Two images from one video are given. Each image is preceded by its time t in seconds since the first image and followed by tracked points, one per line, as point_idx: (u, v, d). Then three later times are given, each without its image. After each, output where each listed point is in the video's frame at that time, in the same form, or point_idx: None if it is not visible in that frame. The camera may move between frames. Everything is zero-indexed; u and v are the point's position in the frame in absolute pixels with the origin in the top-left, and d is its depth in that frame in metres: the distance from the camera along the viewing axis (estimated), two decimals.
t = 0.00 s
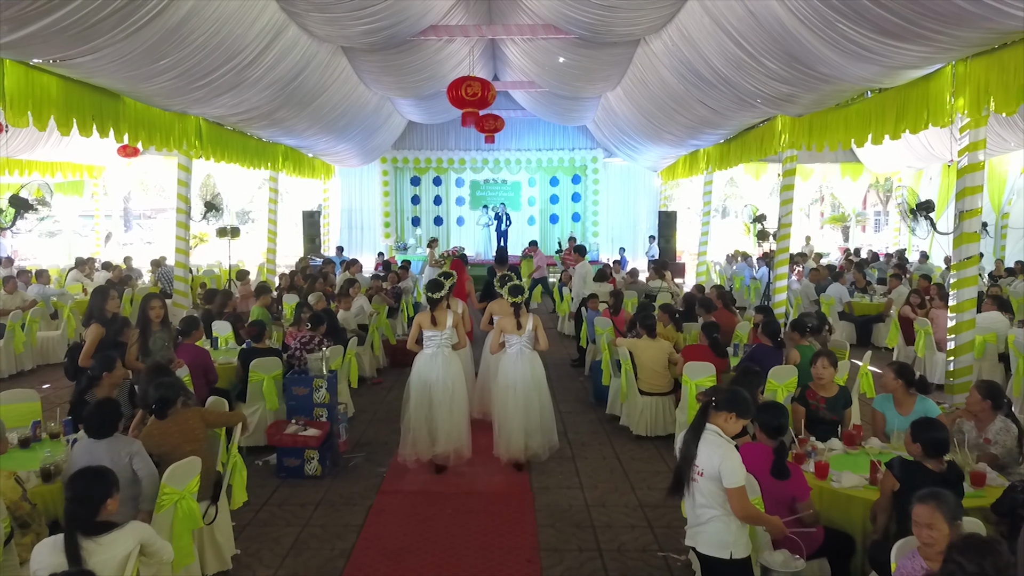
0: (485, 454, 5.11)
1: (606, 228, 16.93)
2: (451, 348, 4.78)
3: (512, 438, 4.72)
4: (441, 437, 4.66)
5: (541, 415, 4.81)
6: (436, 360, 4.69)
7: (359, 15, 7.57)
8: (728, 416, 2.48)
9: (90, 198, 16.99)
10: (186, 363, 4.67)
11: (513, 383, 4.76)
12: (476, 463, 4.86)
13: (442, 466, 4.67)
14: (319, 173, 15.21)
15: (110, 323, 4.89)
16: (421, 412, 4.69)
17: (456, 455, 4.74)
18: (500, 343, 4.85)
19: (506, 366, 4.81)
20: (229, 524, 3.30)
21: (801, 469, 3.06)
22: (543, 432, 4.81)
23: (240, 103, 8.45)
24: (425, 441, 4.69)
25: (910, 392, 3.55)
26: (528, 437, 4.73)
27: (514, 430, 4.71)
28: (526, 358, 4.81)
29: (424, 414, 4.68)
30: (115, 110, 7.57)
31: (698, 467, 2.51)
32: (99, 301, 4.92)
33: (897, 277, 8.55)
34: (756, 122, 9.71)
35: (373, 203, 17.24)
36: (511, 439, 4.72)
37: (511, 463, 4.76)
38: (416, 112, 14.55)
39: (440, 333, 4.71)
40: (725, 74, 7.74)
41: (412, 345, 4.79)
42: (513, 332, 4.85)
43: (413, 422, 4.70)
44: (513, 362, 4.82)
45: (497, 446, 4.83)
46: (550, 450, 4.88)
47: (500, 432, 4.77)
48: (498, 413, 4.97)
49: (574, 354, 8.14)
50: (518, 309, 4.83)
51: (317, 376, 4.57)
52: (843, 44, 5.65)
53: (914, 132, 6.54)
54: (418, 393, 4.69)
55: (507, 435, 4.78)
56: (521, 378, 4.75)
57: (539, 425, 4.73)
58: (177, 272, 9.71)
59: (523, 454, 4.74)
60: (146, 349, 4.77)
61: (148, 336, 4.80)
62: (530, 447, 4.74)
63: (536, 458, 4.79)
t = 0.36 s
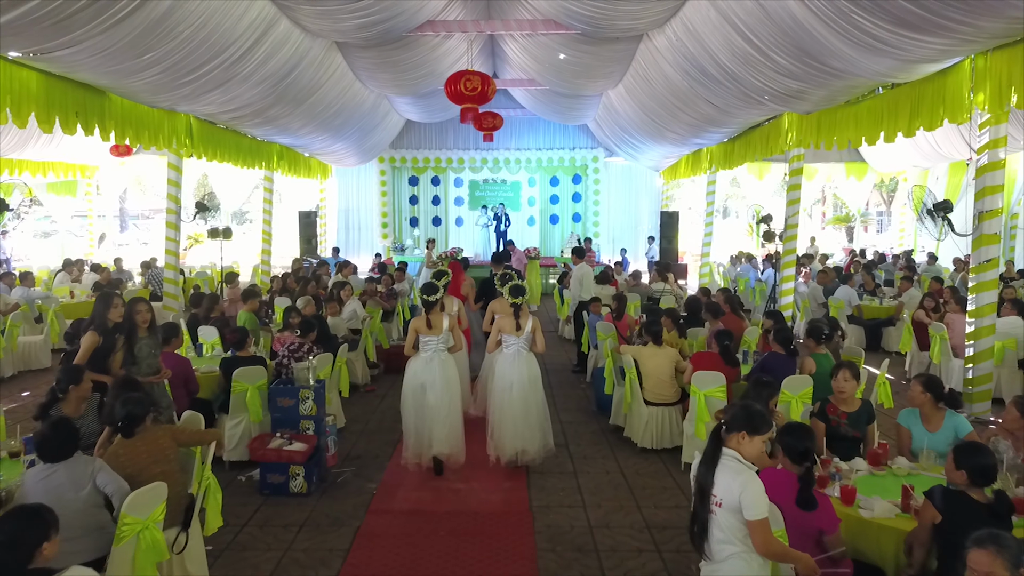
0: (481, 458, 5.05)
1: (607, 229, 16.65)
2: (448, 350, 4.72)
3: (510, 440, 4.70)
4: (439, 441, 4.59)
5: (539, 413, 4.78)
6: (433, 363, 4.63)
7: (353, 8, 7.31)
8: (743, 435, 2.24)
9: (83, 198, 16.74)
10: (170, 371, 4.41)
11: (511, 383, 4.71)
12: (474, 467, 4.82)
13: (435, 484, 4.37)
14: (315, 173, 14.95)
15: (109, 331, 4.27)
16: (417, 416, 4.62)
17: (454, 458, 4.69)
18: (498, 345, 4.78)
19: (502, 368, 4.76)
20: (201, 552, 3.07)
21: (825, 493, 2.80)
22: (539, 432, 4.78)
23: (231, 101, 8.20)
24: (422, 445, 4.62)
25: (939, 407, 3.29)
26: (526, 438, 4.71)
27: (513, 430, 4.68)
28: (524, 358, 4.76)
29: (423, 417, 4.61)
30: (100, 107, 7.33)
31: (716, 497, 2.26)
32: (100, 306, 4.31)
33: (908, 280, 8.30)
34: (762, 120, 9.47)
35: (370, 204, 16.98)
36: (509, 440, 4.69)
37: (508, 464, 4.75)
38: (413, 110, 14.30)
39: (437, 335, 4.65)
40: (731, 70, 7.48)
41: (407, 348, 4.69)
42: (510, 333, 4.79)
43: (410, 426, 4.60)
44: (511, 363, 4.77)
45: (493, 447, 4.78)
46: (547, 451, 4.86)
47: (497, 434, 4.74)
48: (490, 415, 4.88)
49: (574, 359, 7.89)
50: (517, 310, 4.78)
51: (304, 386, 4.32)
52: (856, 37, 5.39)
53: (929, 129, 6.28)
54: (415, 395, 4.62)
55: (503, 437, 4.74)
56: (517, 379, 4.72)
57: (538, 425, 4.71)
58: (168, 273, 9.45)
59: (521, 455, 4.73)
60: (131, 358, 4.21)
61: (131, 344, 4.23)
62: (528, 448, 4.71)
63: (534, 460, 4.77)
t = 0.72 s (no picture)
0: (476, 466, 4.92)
1: (609, 229, 16.35)
2: (440, 356, 4.62)
3: (505, 449, 4.51)
4: (429, 449, 4.47)
5: (536, 423, 4.57)
6: (424, 367, 4.52)
7: None
8: (758, 469, 1.95)
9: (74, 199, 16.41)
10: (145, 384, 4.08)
11: (507, 391, 4.51)
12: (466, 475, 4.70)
13: (426, 505, 4.05)
14: (311, 172, 14.64)
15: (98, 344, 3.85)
16: (408, 423, 4.49)
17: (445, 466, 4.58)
18: (492, 352, 4.62)
19: (497, 375, 4.57)
20: None
21: (858, 527, 2.50)
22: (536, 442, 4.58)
23: (220, 97, 7.90)
24: (412, 454, 4.47)
25: (978, 427, 3.01)
26: (522, 448, 4.49)
27: (509, 441, 4.47)
28: (520, 365, 4.56)
29: (413, 425, 4.48)
30: (81, 103, 7.02)
31: (739, 545, 1.95)
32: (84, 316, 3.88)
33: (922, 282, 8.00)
34: (769, 117, 9.16)
35: (367, 203, 16.67)
36: (504, 449, 4.51)
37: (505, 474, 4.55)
38: (411, 108, 14.00)
39: (427, 340, 4.58)
40: (739, 64, 7.18)
41: (398, 353, 4.61)
42: (506, 339, 4.62)
43: (401, 433, 4.47)
44: (507, 370, 4.57)
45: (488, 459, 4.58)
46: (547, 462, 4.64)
47: (491, 443, 4.56)
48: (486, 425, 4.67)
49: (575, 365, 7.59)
50: (512, 315, 4.60)
51: (286, 400, 4.01)
52: (875, 27, 5.09)
53: (948, 125, 5.97)
54: (406, 401, 4.49)
55: (499, 447, 4.54)
56: (512, 387, 4.52)
57: (534, 435, 4.51)
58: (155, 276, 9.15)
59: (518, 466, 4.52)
60: (107, 370, 3.75)
61: (106, 356, 3.79)
62: (525, 459, 4.49)
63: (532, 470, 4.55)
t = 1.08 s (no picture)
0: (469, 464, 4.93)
1: (610, 229, 16.04)
2: (434, 354, 4.58)
3: (498, 448, 4.53)
4: (424, 449, 4.46)
5: (529, 423, 4.60)
6: (418, 367, 4.47)
7: None
8: (813, 532, 1.92)
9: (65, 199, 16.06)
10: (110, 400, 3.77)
11: (501, 392, 4.52)
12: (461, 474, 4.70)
13: (414, 530, 3.72)
14: (306, 172, 14.34)
15: (56, 357, 3.48)
16: (403, 424, 4.45)
17: (440, 467, 4.54)
18: (486, 351, 4.62)
19: (491, 374, 4.57)
20: None
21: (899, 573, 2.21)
22: (529, 442, 4.61)
23: (207, 93, 7.60)
24: (406, 454, 4.45)
25: None
26: (516, 447, 4.53)
27: (502, 441, 4.52)
28: (514, 364, 4.56)
29: (409, 426, 4.44)
30: (60, 99, 6.71)
31: None
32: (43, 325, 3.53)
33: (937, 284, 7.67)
34: (776, 114, 8.87)
35: (364, 203, 16.36)
36: (498, 448, 4.53)
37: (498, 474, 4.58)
38: (408, 107, 13.73)
39: (423, 338, 4.52)
40: (747, 58, 6.88)
41: (391, 352, 4.53)
42: (499, 338, 4.62)
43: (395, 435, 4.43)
44: (500, 370, 4.57)
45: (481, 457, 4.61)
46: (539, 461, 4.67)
47: (485, 442, 4.57)
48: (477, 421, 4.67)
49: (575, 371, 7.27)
50: (505, 313, 4.61)
51: (264, 416, 3.73)
52: (893, 15, 4.79)
53: (969, 119, 5.65)
54: (400, 402, 4.43)
55: (491, 446, 4.57)
56: (506, 386, 4.53)
57: (528, 435, 4.54)
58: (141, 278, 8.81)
59: (511, 464, 4.55)
60: (69, 386, 3.45)
61: (69, 369, 3.48)
62: (518, 459, 4.54)
63: (525, 469, 4.59)
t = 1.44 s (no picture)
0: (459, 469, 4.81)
1: (610, 230, 15.71)
2: (428, 361, 4.31)
3: (494, 452, 4.45)
4: (419, 462, 4.19)
5: (526, 427, 4.50)
6: (412, 375, 4.19)
7: None
8: None
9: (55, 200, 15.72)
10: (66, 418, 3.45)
11: (497, 396, 4.40)
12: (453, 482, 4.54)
13: (398, 562, 3.40)
14: (300, 171, 14.02)
15: None
16: (394, 433, 4.19)
17: (432, 479, 4.28)
18: (482, 354, 4.48)
19: (488, 378, 4.44)
20: None
21: None
22: (525, 446, 4.52)
23: (191, 88, 7.27)
24: (399, 466, 4.19)
25: None
26: (512, 453, 4.44)
27: (498, 445, 4.42)
28: (512, 368, 4.44)
29: (402, 436, 4.17)
30: (34, 93, 6.37)
31: None
32: None
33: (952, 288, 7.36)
34: (783, 111, 8.55)
35: (360, 204, 16.06)
36: (494, 452, 4.45)
37: (491, 478, 4.51)
38: (404, 105, 13.42)
39: (417, 346, 4.24)
40: (756, 51, 6.55)
41: (382, 359, 4.25)
42: (496, 341, 4.48)
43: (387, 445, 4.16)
44: (497, 373, 4.45)
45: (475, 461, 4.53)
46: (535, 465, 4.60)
47: (480, 446, 4.49)
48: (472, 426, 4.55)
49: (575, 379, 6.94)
50: (503, 316, 4.46)
51: (233, 436, 3.41)
52: (916, 1, 4.47)
53: (993, 115, 5.33)
54: (393, 411, 4.17)
55: (487, 451, 4.48)
56: (504, 390, 4.41)
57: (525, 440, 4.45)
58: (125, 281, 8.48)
59: (506, 468, 4.48)
60: (15, 407, 3.00)
61: (15, 387, 3.05)
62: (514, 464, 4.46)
63: (520, 474, 4.51)
